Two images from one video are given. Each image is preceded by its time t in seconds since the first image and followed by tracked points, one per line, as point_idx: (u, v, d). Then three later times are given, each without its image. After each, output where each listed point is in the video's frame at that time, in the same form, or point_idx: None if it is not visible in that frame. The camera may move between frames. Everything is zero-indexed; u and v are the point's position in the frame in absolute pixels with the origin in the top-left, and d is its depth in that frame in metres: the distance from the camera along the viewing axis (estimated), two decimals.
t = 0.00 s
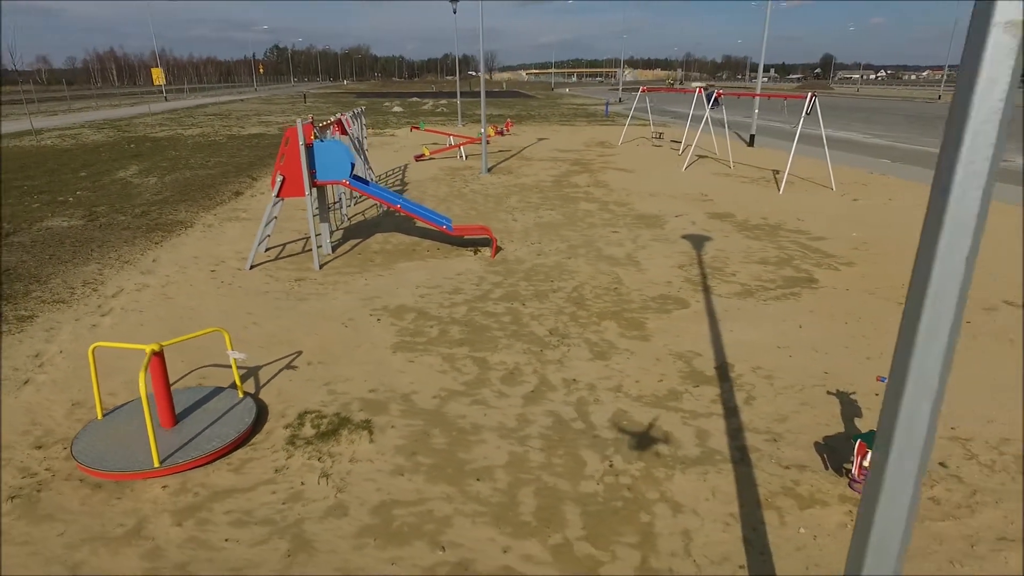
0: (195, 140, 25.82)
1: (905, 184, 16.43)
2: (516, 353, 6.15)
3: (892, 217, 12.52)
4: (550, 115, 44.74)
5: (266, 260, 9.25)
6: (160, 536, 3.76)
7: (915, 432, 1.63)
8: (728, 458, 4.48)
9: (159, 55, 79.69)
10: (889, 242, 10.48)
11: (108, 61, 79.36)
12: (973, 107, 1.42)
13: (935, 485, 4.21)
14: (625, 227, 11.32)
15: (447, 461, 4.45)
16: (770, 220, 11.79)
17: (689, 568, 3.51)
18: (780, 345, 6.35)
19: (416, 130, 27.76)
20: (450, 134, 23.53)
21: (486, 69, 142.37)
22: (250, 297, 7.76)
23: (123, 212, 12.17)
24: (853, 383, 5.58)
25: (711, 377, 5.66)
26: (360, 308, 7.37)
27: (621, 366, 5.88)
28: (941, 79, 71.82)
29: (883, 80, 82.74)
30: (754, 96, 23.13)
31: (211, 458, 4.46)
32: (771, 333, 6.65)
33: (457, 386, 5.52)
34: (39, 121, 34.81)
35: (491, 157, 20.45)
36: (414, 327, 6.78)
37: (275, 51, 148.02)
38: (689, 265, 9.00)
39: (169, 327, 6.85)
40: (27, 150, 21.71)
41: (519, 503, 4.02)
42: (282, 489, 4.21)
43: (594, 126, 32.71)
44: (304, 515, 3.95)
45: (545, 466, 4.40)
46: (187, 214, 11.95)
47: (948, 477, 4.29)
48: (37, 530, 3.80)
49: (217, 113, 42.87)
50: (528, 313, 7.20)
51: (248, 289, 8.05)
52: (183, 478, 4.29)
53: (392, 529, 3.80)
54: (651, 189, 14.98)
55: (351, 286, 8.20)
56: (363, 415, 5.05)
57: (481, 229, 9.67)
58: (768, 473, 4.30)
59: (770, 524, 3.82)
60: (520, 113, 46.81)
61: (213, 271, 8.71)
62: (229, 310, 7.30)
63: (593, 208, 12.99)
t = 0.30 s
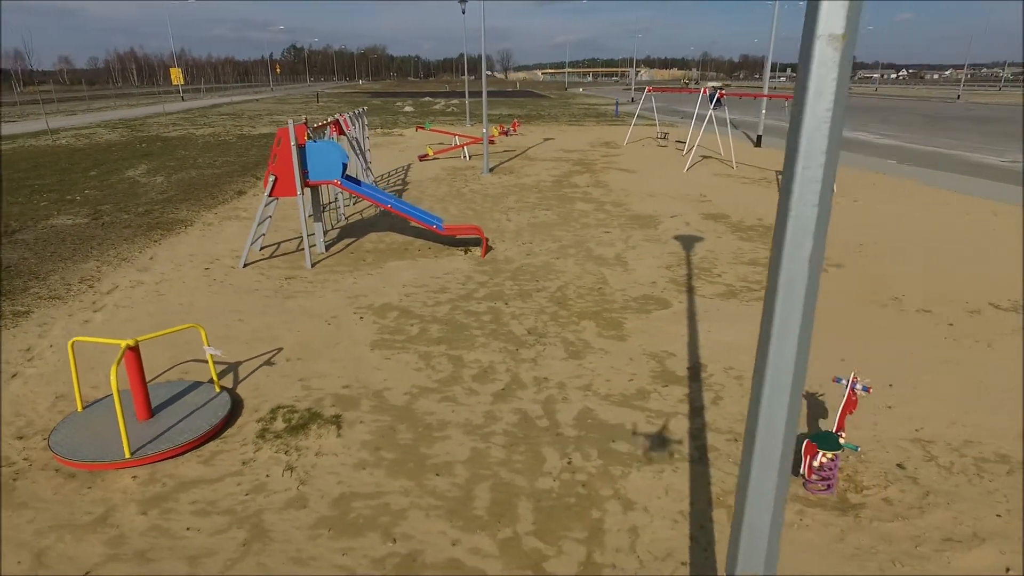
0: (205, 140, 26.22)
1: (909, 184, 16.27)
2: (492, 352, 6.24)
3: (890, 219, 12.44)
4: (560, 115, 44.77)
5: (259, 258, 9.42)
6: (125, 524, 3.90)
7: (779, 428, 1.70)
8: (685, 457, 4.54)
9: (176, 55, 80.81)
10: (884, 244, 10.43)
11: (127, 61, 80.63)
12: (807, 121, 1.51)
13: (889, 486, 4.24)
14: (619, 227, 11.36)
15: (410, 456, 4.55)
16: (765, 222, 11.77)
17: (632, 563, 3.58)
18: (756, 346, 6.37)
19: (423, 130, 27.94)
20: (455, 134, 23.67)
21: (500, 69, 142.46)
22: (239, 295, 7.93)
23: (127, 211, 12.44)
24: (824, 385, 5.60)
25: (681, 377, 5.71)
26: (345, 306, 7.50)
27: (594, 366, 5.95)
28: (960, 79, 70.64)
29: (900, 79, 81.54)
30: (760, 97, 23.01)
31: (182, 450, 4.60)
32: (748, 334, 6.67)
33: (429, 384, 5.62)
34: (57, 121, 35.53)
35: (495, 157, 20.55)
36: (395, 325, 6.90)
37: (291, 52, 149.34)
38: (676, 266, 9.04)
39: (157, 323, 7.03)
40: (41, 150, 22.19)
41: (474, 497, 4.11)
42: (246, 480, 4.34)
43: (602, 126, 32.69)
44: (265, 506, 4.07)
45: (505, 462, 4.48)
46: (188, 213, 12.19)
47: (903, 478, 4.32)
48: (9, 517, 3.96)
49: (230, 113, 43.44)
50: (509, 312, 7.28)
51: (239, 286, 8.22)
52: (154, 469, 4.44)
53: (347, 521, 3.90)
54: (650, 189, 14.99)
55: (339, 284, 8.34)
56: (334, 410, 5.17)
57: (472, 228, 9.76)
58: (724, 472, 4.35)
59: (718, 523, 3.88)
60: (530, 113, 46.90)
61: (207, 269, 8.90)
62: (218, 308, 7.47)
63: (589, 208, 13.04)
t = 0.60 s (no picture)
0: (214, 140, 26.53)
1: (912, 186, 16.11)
2: (468, 353, 6.28)
3: (888, 222, 12.33)
4: (569, 116, 44.71)
5: (251, 258, 9.54)
6: (88, 518, 4.00)
7: (656, 425, 1.76)
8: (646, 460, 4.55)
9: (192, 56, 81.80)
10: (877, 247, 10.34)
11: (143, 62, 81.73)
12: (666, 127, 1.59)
13: (848, 491, 4.22)
14: (611, 229, 11.36)
15: (373, 455, 4.61)
16: (760, 224, 11.71)
17: (579, 565, 3.60)
18: (732, 349, 6.36)
19: (429, 131, 28.08)
20: (459, 134, 23.76)
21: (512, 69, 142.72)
22: (227, 294, 8.04)
23: (128, 210, 12.65)
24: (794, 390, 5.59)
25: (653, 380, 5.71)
26: (330, 306, 7.59)
27: (567, 368, 5.97)
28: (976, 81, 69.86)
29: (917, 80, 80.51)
30: (766, 98, 22.86)
31: (152, 447, 4.70)
32: (726, 337, 6.66)
33: (401, 384, 5.68)
34: (71, 121, 36.18)
35: (497, 158, 20.61)
36: (375, 326, 6.97)
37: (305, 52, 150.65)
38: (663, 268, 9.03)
39: (144, 322, 7.16)
40: (53, 150, 22.62)
41: (431, 497, 4.16)
42: (211, 477, 4.42)
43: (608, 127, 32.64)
44: (225, 503, 4.15)
45: (465, 463, 4.52)
46: (188, 213, 12.37)
47: (863, 484, 4.30)
48: None
49: (241, 113, 43.94)
50: (490, 314, 7.32)
51: (228, 286, 8.34)
52: (122, 465, 4.54)
53: (304, 519, 3.96)
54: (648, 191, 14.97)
55: (326, 284, 8.43)
56: (305, 409, 5.25)
57: (462, 229, 9.80)
58: (682, 475, 4.36)
59: (670, 526, 3.89)
60: (539, 113, 46.90)
61: (198, 269, 9.03)
62: (204, 306, 7.59)
63: (585, 210, 13.05)
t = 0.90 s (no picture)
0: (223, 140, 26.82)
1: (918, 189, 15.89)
2: (446, 354, 6.31)
3: (888, 225, 12.17)
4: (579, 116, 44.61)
5: (245, 257, 9.64)
6: (54, 514, 4.08)
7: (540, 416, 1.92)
8: (610, 464, 4.54)
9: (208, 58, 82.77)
10: (873, 252, 10.21)
11: (161, 63, 82.84)
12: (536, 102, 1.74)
13: (811, 499, 4.18)
14: (606, 231, 11.34)
15: (339, 456, 4.65)
16: (757, 227, 11.62)
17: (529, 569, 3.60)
18: (712, 354, 6.32)
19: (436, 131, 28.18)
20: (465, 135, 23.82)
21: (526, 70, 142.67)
22: (217, 294, 8.14)
23: (131, 210, 12.85)
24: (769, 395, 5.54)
25: (627, 383, 5.70)
26: (316, 307, 7.65)
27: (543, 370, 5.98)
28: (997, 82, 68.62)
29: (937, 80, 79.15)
30: (774, 99, 22.65)
31: (124, 445, 4.78)
32: (707, 341, 6.63)
33: (376, 385, 5.72)
34: (87, 121, 36.80)
35: (501, 159, 20.63)
36: (358, 326, 7.02)
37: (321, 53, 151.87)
38: (653, 271, 9.00)
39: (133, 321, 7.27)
40: (66, 150, 23.03)
41: (391, 498, 4.19)
42: (178, 475, 4.49)
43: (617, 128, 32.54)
44: (189, 500, 4.21)
45: (429, 464, 4.55)
46: (189, 213, 12.54)
47: (827, 491, 4.26)
48: None
49: (253, 113, 44.43)
50: (473, 315, 7.35)
51: (219, 285, 8.45)
52: (94, 462, 4.62)
53: (263, 518, 4.01)
54: (648, 192, 14.91)
55: (315, 285, 8.50)
56: (278, 409, 5.30)
57: (454, 231, 9.82)
58: (644, 480, 4.35)
59: (625, 531, 3.88)
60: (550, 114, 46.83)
61: (192, 268, 9.15)
62: (193, 306, 7.69)
63: (582, 211, 13.04)
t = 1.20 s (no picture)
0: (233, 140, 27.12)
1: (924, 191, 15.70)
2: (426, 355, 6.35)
3: (888, 228, 12.04)
4: (588, 116, 44.58)
5: (240, 257, 9.76)
6: (27, 509, 4.17)
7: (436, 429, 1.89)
8: (577, 467, 4.56)
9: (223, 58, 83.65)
10: (870, 255, 10.12)
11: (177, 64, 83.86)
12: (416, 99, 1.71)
13: (774, 505, 4.17)
14: (601, 233, 11.34)
15: (310, 455, 4.71)
16: (754, 229, 11.55)
17: (483, 570, 3.63)
18: (693, 357, 6.30)
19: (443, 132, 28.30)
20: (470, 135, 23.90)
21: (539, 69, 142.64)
22: (209, 293, 8.25)
23: (133, 209, 13.04)
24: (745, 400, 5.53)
25: (604, 387, 5.71)
26: (304, 306, 7.73)
27: (521, 372, 6.00)
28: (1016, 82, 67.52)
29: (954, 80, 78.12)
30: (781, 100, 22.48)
31: (101, 442, 4.87)
32: (690, 344, 6.61)
33: (354, 386, 5.78)
34: (101, 121, 37.33)
35: (504, 159, 20.68)
36: (343, 327, 7.08)
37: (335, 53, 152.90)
38: (643, 273, 9.00)
39: (124, 319, 7.40)
40: (78, 149, 23.40)
41: (356, 498, 4.23)
42: (151, 472, 4.57)
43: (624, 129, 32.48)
44: (159, 497, 4.29)
45: (397, 465, 4.59)
46: (190, 212, 12.70)
47: (791, 498, 4.24)
48: None
49: (265, 113, 44.85)
50: (459, 317, 7.39)
51: (211, 285, 8.56)
52: (71, 458, 4.72)
53: (229, 515, 4.08)
54: (648, 194, 14.88)
55: (306, 285, 8.58)
56: (255, 408, 5.37)
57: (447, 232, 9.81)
58: (608, 484, 4.35)
59: (584, 534, 3.89)
60: (559, 114, 46.85)
61: (187, 267, 9.28)
62: (184, 305, 7.80)
63: (579, 212, 13.04)
